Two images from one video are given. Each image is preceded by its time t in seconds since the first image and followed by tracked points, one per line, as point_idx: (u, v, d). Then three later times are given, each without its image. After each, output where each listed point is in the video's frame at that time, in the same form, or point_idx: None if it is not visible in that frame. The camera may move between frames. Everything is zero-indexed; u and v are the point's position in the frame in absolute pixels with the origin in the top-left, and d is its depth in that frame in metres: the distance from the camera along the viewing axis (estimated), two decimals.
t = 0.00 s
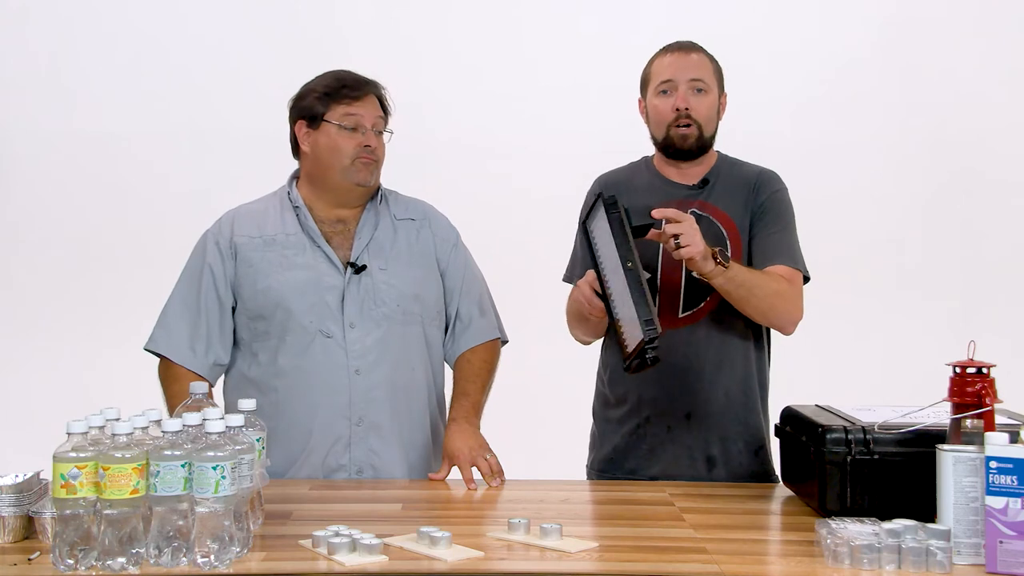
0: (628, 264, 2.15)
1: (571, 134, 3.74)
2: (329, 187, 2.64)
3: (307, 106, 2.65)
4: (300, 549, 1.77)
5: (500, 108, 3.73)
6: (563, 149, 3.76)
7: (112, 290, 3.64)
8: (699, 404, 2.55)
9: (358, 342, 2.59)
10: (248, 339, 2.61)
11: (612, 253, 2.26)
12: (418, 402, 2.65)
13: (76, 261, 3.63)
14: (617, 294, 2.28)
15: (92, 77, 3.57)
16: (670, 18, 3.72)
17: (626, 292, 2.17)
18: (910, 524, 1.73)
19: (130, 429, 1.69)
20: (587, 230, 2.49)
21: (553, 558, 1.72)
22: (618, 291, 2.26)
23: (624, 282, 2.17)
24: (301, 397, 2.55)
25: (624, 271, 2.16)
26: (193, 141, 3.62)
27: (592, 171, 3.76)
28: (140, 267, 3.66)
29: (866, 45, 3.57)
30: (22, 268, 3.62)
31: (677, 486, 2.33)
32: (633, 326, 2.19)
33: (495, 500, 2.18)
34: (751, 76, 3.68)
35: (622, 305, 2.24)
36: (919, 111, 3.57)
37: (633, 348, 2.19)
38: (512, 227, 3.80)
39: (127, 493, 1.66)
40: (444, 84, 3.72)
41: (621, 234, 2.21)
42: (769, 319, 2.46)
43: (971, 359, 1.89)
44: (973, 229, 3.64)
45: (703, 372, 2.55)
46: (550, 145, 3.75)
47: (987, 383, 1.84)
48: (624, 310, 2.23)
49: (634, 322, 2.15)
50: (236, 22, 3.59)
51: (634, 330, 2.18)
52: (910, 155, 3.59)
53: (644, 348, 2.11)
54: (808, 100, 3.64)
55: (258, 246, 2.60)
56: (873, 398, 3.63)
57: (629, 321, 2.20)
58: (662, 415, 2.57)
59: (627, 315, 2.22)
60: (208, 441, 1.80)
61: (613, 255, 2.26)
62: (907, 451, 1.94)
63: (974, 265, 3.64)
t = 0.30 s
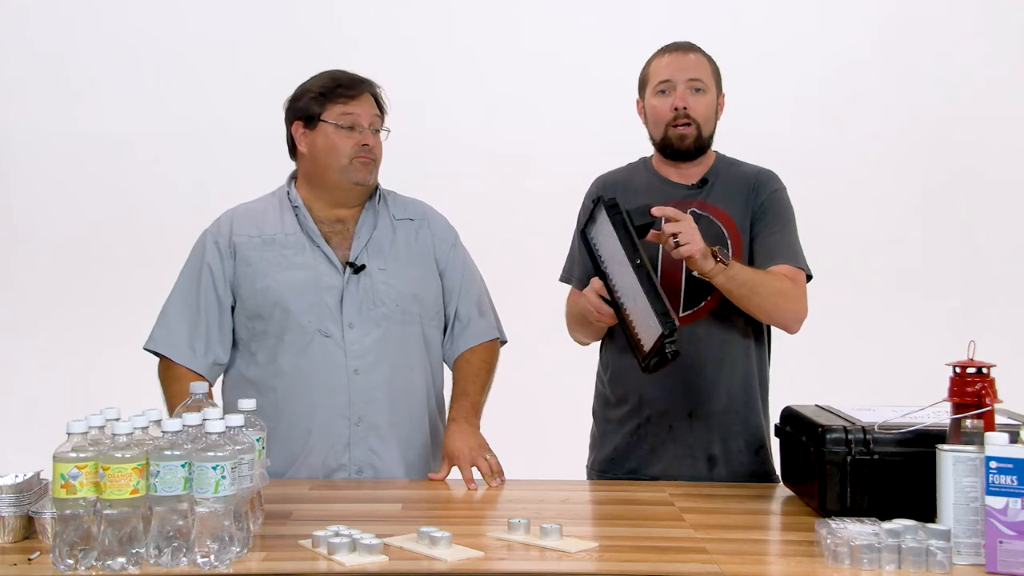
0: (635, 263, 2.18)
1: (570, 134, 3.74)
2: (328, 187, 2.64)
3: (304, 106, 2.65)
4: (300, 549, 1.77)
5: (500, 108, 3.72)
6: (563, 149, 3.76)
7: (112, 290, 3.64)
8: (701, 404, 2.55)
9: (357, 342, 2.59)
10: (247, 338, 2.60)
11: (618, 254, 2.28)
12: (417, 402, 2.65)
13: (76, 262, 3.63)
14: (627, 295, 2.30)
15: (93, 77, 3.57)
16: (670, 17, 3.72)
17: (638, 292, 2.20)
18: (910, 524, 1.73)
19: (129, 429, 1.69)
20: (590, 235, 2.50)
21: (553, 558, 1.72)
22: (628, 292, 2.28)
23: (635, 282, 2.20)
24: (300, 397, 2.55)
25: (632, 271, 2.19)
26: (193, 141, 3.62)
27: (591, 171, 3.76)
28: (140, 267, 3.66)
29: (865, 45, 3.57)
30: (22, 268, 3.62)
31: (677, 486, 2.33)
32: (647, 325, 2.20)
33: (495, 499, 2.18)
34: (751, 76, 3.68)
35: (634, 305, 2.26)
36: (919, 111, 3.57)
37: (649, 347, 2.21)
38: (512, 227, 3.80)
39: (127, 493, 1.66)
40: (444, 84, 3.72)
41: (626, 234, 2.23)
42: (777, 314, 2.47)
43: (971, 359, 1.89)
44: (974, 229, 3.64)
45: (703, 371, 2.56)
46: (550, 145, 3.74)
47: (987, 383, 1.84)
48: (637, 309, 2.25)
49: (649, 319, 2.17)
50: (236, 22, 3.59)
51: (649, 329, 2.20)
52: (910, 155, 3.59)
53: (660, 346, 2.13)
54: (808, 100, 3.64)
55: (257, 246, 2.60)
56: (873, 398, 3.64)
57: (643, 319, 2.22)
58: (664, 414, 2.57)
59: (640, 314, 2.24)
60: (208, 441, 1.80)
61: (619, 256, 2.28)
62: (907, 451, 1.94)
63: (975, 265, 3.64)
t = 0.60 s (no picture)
0: (628, 267, 2.18)
1: (570, 134, 3.74)
2: (328, 187, 2.64)
3: (303, 107, 2.65)
4: (300, 549, 1.77)
5: (500, 108, 3.72)
6: (563, 149, 3.76)
7: (112, 290, 3.64)
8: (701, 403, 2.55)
9: (356, 341, 2.58)
10: (246, 337, 2.60)
11: (612, 281, 2.21)
12: (416, 402, 2.65)
13: (76, 261, 3.63)
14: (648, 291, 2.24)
15: (93, 77, 3.57)
16: (670, 17, 3.72)
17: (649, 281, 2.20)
18: (910, 524, 1.73)
19: (130, 429, 1.69)
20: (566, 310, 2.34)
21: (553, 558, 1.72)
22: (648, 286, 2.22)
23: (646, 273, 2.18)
24: (299, 396, 2.55)
25: (638, 270, 2.17)
26: (194, 141, 3.62)
27: (592, 171, 3.76)
28: (140, 267, 3.66)
29: (865, 45, 3.57)
30: (22, 268, 3.61)
31: (677, 486, 2.33)
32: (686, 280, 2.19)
33: (495, 500, 2.18)
34: (752, 76, 3.68)
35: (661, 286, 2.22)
36: (920, 111, 3.57)
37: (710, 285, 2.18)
38: (512, 227, 3.80)
39: (127, 494, 1.66)
40: (443, 84, 3.71)
41: (601, 268, 2.20)
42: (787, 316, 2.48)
43: (971, 359, 1.89)
44: (974, 229, 3.64)
45: (704, 370, 2.56)
46: (550, 145, 3.74)
47: (987, 383, 1.84)
48: (665, 285, 2.21)
49: (683, 274, 2.17)
50: (236, 21, 3.59)
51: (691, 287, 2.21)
52: (910, 155, 3.59)
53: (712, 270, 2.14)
54: (808, 100, 3.64)
55: (256, 245, 2.60)
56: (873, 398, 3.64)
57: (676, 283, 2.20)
58: (664, 414, 2.57)
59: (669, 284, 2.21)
60: (207, 441, 1.80)
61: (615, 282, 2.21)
62: (907, 451, 1.94)
63: (975, 266, 3.64)
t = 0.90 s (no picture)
0: (622, 254, 2.12)
1: (570, 134, 3.74)
2: (329, 187, 2.64)
3: (305, 106, 2.65)
4: (301, 549, 1.77)
5: (500, 108, 3.72)
6: (563, 149, 3.76)
7: (112, 290, 3.64)
8: (706, 403, 2.56)
9: (356, 341, 2.58)
10: (246, 337, 2.60)
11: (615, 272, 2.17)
12: (416, 402, 2.65)
13: (76, 261, 3.63)
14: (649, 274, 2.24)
15: (93, 77, 3.57)
16: (671, 17, 3.72)
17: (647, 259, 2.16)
18: (910, 524, 1.73)
19: (129, 429, 1.69)
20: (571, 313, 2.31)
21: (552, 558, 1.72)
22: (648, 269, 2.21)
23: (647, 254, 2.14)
24: (299, 396, 2.55)
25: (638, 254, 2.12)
26: (193, 141, 3.62)
27: (591, 170, 3.76)
28: (139, 267, 3.66)
29: (866, 45, 3.57)
30: (21, 268, 3.61)
31: (677, 486, 2.33)
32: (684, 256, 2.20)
33: (495, 500, 2.18)
34: (752, 76, 3.68)
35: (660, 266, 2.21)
36: (920, 111, 3.57)
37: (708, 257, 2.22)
38: (512, 227, 3.80)
39: (127, 493, 1.66)
40: (444, 84, 3.71)
41: (601, 262, 2.13)
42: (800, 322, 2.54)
43: (971, 359, 1.89)
44: (974, 229, 3.64)
45: (706, 370, 2.56)
46: (550, 146, 3.74)
47: (987, 383, 1.84)
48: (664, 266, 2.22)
49: (682, 250, 2.16)
50: (236, 21, 3.58)
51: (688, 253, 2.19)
52: (910, 155, 3.59)
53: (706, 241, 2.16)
54: (808, 100, 3.64)
55: (256, 244, 2.60)
56: (873, 398, 3.64)
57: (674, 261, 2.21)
58: (669, 414, 2.57)
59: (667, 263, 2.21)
60: (208, 441, 1.80)
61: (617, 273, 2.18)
62: (907, 451, 1.94)
63: (975, 265, 3.64)
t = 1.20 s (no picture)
0: (650, 238, 2.04)
1: (570, 135, 3.74)
2: (329, 187, 2.64)
3: (305, 107, 2.65)
4: (301, 549, 1.77)
5: (500, 108, 3.72)
6: (563, 149, 3.76)
7: (112, 291, 3.64)
8: (710, 401, 2.56)
9: (356, 341, 2.58)
10: (246, 337, 2.60)
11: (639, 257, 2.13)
12: (416, 402, 2.65)
13: (76, 261, 3.63)
14: (673, 272, 2.18)
15: (92, 77, 3.57)
16: (670, 17, 3.72)
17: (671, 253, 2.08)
18: (910, 525, 1.73)
19: (129, 429, 1.69)
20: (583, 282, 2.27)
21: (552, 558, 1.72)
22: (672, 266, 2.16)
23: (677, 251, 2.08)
24: (300, 395, 2.55)
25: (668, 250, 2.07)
26: (193, 141, 3.62)
27: (591, 170, 3.76)
28: (139, 267, 3.65)
29: (866, 45, 3.57)
30: (21, 269, 3.61)
31: (678, 486, 2.33)
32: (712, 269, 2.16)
33: (495, 500, 2.18)
34: (752, 76, 3.68)
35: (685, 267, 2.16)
36: (920, 111, 3.57)
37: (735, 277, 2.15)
38: (512, 227, 3.80)
39: (127, 494, 1.66)
40: (443, 84, 3.71)
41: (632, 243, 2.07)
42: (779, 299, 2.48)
43: (971, 359, 1.89)
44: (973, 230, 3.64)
45: (709, 369, 2.56)
46: (550, 146, 3.74)
47: (987, 383, 1.84)
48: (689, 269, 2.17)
49: (714, 259, 2.10)
50: (236, 21, 3.58)
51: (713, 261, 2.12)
52: (910, 156, 3.59)
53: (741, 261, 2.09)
54: (808, 100, 3.64)
55: (256, 243, 2.60)
56: (873, 399, 3.64)
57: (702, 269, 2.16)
58: (674, 412, 2.57)
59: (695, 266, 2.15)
60: (208, 441, 1.80)
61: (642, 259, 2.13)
62: (907, 451, 1.94)
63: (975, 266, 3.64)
